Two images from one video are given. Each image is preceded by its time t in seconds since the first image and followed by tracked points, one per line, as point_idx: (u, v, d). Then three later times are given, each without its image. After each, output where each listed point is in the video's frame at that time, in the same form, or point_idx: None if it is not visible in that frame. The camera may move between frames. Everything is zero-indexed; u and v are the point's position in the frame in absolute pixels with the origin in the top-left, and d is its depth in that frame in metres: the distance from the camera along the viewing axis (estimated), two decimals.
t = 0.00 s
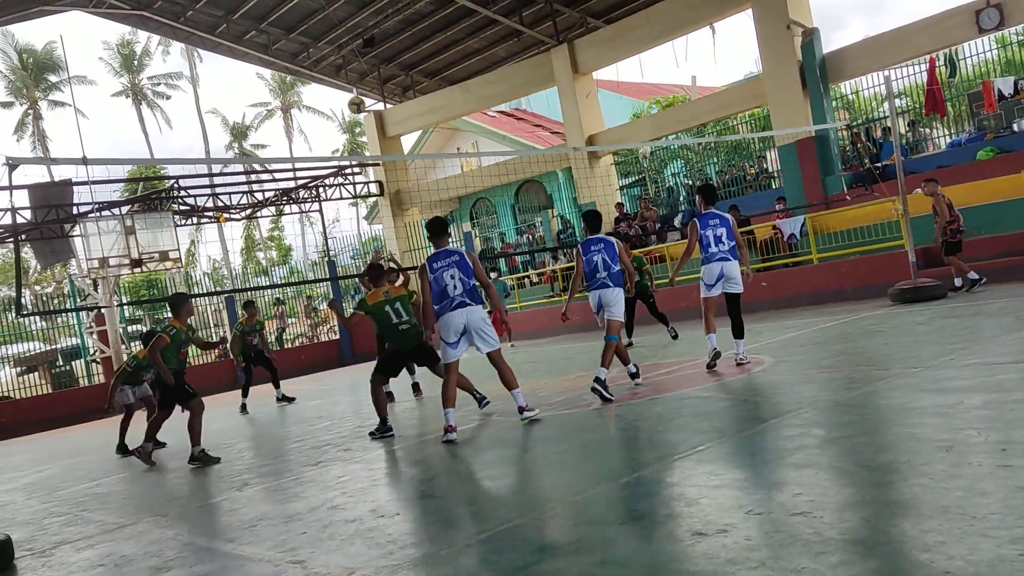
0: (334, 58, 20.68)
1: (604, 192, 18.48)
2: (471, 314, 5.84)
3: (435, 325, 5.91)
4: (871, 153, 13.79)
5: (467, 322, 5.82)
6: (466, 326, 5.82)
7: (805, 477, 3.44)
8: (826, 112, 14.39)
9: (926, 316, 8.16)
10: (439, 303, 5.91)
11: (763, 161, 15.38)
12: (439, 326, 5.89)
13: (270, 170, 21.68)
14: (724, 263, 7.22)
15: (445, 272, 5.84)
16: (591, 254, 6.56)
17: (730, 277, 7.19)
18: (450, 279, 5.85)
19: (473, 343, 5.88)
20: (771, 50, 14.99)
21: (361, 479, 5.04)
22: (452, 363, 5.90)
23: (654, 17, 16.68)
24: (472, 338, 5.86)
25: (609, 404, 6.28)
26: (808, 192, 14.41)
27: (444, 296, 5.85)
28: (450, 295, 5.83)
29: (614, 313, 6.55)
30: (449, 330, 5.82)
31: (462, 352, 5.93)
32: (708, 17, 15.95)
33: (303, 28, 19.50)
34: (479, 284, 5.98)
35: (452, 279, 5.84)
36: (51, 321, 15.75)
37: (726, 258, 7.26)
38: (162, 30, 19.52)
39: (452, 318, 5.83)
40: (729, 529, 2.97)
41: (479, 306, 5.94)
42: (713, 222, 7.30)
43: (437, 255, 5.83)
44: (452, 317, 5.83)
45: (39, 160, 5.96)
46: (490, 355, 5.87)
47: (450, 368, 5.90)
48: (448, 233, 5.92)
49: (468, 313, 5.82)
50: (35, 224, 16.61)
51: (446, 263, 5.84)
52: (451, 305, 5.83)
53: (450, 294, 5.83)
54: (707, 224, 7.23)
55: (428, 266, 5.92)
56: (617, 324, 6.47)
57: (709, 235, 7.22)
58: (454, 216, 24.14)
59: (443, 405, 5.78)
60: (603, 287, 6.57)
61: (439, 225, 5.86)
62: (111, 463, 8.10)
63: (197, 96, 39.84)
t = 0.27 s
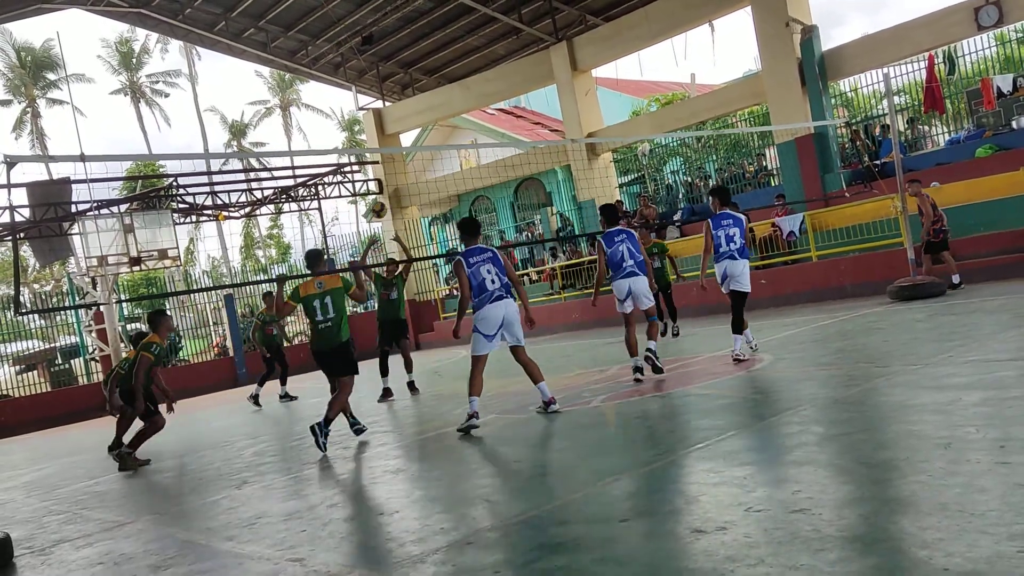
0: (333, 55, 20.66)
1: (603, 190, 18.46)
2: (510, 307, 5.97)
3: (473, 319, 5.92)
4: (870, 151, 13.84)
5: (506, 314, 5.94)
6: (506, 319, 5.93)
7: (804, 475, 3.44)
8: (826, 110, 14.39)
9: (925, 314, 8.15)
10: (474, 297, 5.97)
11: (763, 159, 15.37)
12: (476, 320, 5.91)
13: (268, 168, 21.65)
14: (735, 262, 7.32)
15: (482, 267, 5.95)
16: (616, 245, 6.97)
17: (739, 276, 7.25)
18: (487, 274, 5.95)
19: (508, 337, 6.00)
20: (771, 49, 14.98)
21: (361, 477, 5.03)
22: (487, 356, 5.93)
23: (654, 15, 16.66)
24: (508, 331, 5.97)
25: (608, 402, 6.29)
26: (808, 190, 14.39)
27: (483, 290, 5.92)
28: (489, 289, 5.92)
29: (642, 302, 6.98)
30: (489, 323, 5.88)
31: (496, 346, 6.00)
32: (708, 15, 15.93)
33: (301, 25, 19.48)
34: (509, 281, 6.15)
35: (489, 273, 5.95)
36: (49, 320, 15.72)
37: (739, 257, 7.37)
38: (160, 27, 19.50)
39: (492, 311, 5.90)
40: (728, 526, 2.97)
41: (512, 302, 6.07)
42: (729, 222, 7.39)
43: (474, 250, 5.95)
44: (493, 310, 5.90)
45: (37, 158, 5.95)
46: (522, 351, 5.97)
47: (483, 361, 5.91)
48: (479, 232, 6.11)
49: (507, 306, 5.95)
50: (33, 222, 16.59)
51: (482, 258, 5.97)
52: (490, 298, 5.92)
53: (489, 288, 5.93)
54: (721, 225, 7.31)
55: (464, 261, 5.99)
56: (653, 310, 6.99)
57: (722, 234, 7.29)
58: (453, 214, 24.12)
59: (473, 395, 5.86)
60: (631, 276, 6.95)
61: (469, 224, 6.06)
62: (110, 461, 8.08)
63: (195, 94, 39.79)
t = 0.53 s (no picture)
0: (332, 53, 20.63)
1: (602, 188, 18.44)
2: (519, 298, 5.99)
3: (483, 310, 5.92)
4: (870, 148, 13.77)
5: (516, 305, 5.96)
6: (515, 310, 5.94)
7: (804, 472, 3.44)
8: (825, 107, 14.41)
9: (924, 311, 8.16)
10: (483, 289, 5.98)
11: (762, 156, 15.38)
12: (487, 311, 5.91)
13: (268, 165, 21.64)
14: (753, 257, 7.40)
15: (491, 258, 5.95)
16: (646, 242, 7.42)
17: (762, 269, 7.35)
18: (496, 265, 5.95)
19: (520, 327, 6.01)
20: (771, 48, 14.97)
21: (360, 474, 5.03)
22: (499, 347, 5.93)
23: (653, 12, 16.63)
24: (519, 323, 6.00)
25: (607, 400, 6.27)
26: (808, 187, 14.39)
27: (491, 282, 5.93)
28: (500, 280, 5.94)
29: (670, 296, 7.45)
30: (501, 314, 5.88)
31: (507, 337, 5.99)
32: (706, 14, 15.92)
33: (300, 23, 19.45)
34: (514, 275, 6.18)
35: (498, 265, 5.96)
36: (49, 317, 15.69)
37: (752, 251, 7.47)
38: (159, 25, 19.47)
39: (503, 301, 5.91)
40: (728, 523, 2.97)
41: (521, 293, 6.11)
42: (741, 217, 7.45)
43: (483, 242, 5.95)
44: (504, 301, 5.91)
45: (36, 155, 5.93)
46: (528, 344, 5.97)
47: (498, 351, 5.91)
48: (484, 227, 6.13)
49: (518, 297, 5.98)
50: (32, 220, 16.57)
51: (492, 250, 5.97)
52: (500, 289, 5.94)
53: (499, 279, 5.94)
54: (735, 220, 7.37)
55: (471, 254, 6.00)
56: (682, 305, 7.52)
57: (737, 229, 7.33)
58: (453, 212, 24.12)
59: (499, 389, 5.87)
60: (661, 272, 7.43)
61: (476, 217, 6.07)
62: (110, 459, 8.08)
63: (194, 91, 39.75)
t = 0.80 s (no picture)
0: (331, 52, 20.62)
1: (602, 186, 18.45)
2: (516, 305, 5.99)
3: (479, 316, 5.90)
4: (870, 147, 13.74)
5: (512, 313, 5.96)
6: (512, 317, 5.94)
7: (804, 470, 3.44)
8: (826, 105, 14.44)
9: (925, 309, 8.16)
10: (478, 296, 5.97)
11: (762, 155, 15.40)
12: (482, 317, 5.90)
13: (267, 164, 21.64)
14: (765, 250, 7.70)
15: (485, 268, 5.98)
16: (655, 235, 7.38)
17: (777, 259, 7.74)
18: (490, 274, 5.98)
19: (513, 336, 6.01)
20: (771, 48, 14.97)
21: (361, 473, 5.03)
22: (489, 353, 5.89)
23: (652, 11, 16.63)
24: (514, 330, 5.99)
25: (606, 398, 6.28)
26: (808, 185, 14.40)
27: (488, 288, 5.93)
28: (495, 287, 5.94)
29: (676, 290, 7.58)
30: (496, 320, 5.87)
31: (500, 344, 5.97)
32: (705, 13, 15.91)
33: (299, 22, 19.44)
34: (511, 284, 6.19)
35: (493, 273, 5.99)
36: (49, 316, 15.66)
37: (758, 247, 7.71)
38: (158, 24, 19.47)
39: (500, 308, 5.89)
40: (728, 521, 2.97)
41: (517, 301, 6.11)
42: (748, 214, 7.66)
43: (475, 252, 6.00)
44: (501, 308, 5.89)
45: (35, 154, 5.92)
46: (520, 352, 6.00)
47: (485, 358, 5.88)
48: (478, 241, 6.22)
49: (514, 305, 5.97)
50: (32, 219, 16.57)
51: (486, 260, 6.02)
52: (497, 297, 5.93)
53: (495, 287, 5.94)
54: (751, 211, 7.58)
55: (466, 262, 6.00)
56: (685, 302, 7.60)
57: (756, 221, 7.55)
58: (453, 210, 24.12)
59: (478, 393, 5.81)
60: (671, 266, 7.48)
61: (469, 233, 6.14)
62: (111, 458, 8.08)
63: (194, 90, 39.74)
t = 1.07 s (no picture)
0: (331, 52, 20.62)
1: (601, 186, 18.29)
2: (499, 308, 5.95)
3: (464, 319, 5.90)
4: (870, 147, 13.79)
5: (498, 315, 5.94)
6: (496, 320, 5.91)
7: (804, 470, 3.44)
8: (825, 105, 14.44)
9: (925, 309, 8.16)
10: (463, 301, 5.95)
11: (762, 155, 15.39)
12: (468, 320, 5.90)
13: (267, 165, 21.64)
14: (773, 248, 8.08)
15: (470, 271, 5.97)
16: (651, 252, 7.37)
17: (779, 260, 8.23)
18: (475, 277, 5.96)
19: (498, 337, 6.01)
20: (771, 49, 14.97)
21: (361, 473, 5.03)
22: (476, 355, 5.93)
23: (652, 11, 16.64)
24: (499, 332, 5.99)
25: (605, 398, 6.28)
26: (807, 185, 14.39)
27: (472, 292, 5.91)
28: (480, 290, 5.93)
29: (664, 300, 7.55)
30: (482, 323, 5.86)
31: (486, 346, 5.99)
32: (704, 13, 15.90)
33: (299, 22, 19.44)
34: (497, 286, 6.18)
35: (478, 276, 5.97)
36: (49, 317, 15.59)
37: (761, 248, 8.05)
38: (158, 24, 19.48)
39: (485, 311, 5.89)
40: (728, 521, 2.97)
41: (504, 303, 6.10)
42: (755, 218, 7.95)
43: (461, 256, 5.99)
44: (483, 311, 5.88)
45: (35, 154, 5.91)
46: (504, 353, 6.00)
47: (473, 360, 5.91)
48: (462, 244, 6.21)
49: (500, 307, 5.96)
50: (32, 219, 16.56)
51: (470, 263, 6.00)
52: (481, 299, 5.92)
53: (480, 290, 5.93)
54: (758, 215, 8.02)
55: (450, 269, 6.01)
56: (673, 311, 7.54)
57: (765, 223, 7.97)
58: (453, 210, 24.13)
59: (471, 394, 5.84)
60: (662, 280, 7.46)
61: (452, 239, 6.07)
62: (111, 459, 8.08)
63: (193, 91, 39.74)
